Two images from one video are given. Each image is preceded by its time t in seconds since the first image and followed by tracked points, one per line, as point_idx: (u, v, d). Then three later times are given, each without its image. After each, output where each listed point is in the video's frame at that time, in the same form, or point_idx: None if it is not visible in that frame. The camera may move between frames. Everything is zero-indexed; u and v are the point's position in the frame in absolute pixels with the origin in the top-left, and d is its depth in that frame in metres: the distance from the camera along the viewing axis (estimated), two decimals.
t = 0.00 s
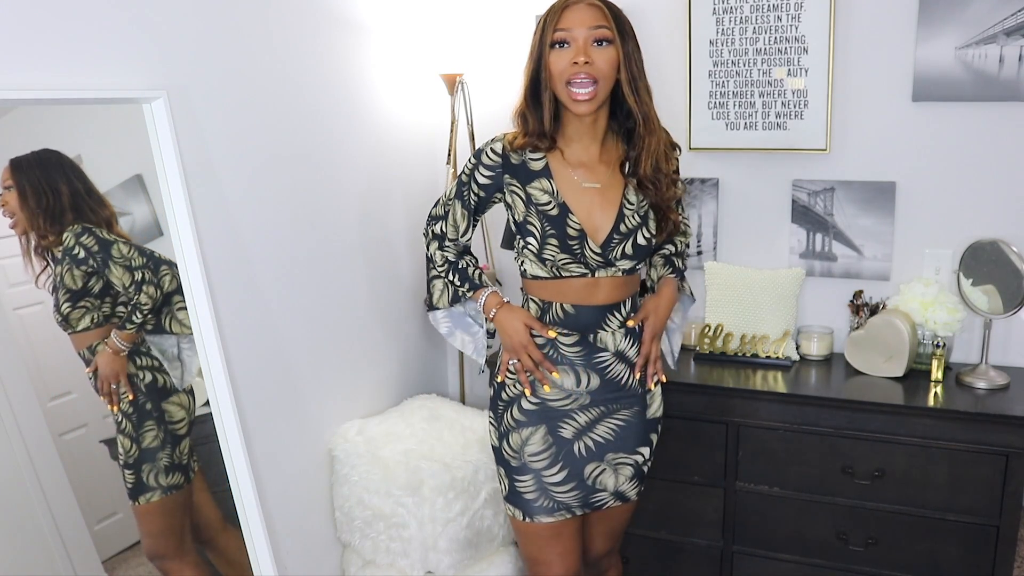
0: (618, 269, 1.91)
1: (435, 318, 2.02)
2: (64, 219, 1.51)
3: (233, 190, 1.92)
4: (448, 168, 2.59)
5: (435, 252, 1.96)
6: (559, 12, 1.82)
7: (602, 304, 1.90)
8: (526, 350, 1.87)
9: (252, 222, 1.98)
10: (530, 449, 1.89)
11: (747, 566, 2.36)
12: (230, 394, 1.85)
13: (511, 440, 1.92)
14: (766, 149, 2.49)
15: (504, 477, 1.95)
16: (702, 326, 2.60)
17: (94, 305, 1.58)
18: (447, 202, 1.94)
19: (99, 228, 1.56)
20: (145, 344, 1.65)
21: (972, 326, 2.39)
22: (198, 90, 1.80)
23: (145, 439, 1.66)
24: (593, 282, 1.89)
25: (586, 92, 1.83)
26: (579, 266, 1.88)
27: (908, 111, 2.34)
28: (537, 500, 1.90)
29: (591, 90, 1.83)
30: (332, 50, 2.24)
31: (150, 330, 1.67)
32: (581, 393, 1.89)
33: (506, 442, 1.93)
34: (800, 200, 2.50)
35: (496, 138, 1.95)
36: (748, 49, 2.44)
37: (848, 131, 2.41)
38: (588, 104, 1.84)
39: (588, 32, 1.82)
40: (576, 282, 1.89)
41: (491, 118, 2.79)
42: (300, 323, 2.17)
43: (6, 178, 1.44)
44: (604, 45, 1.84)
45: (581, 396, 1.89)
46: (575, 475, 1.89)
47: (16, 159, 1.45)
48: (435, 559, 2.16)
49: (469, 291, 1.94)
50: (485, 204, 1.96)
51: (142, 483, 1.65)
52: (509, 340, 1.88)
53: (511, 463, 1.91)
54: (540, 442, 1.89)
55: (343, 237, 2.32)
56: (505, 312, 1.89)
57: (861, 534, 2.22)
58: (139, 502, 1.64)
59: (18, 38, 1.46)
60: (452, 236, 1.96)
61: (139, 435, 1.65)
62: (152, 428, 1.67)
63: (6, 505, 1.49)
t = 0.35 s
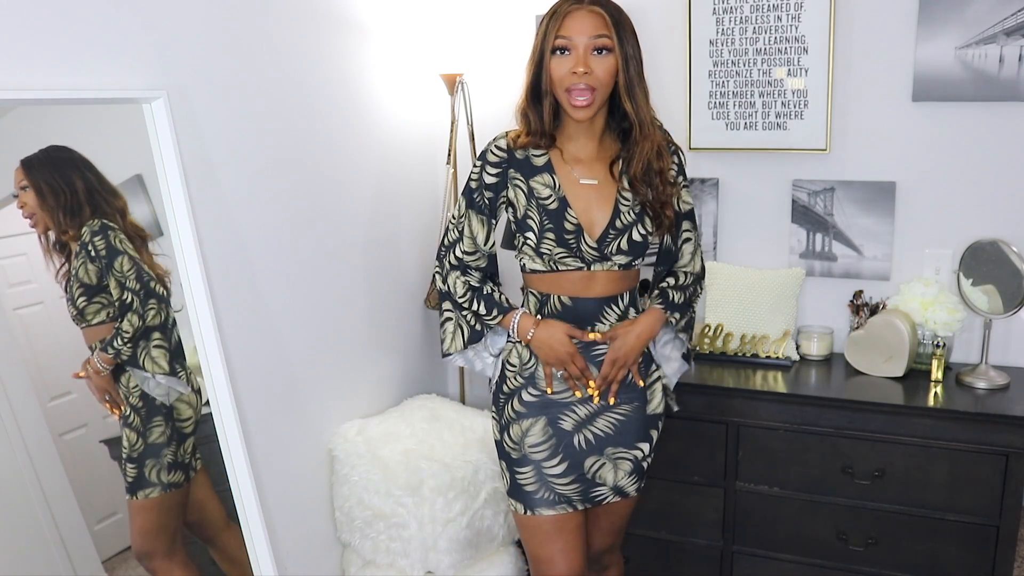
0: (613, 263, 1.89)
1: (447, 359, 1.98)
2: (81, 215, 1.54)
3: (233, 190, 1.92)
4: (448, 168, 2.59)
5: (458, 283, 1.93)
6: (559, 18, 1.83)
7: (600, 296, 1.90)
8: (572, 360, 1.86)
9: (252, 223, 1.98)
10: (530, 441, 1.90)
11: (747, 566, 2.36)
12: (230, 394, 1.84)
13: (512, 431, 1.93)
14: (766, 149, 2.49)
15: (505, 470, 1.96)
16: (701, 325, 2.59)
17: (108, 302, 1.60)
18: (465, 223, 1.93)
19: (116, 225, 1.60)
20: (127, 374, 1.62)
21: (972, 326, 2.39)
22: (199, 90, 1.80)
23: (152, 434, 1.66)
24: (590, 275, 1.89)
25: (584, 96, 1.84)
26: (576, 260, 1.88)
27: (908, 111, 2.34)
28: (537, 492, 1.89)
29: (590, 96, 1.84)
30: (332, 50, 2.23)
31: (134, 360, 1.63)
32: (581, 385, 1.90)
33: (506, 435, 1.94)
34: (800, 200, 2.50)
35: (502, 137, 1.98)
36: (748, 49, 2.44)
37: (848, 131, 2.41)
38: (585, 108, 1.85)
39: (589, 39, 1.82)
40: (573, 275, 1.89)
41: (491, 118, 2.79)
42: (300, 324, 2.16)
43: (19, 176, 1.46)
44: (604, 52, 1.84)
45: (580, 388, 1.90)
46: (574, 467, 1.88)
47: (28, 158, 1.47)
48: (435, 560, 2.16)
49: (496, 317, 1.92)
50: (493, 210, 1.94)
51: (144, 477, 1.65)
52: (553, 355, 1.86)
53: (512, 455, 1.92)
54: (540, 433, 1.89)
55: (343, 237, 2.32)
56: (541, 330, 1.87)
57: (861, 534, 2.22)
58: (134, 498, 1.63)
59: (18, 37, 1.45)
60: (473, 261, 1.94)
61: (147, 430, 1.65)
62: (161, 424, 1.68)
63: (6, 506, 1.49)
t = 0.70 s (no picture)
0: (613, 264, 1.89)
1: (440, 358, 2.00)
2: (90, 213, 1.56)
3: (233, 191, 1.92)
4: (449, 168, 2.60)
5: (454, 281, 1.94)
6: (559, 18, 1.83)
7: (600, 296, 1.90)
8: (568, 358, 1.85)
9: (252, 223, 1.98)
10: (531, 441, 1.90)
11: (747, 566, 2.36)
12: (230, 394, 1.84)
13: (513, 431, 1.94)
14: (766, 149, 2.49)
15: (508, 469, 1.96)
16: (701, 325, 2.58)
17: (115, 301, 1.61)
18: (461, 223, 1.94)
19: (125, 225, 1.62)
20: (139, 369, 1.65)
21: (972, 326, 2.39)
22: (198, 90, 1.80)
23: (156, 434, 1.68)
24: (590, 275, 1.89)
25: (584, 97, 1.84)
26: (576, 260, 1.88)
27: (908, 110, 2.34)
28: (539, 492, 1.90)
29: (590, 96, 1.84)
30: (332, 49, 2.24)
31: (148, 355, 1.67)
32: (581, 385, 1.90)
33: (508, 434, 1.95)
34: (800, 200, 2.50)
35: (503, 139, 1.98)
36: (748, 49, 2.44)
37: (848, 131, 2.41)
38: (585, 108, 1.85)
39: (588, 39, 1.82)
40: (574, 275, 1.89)
41: (491, 118, 2.79)
42: (300, 324, 2.17)
43: (28, 174, 1.47)
44: (603, 52, 1.84)
45: (580, 388, 1.90)
46: (575, 467, 1.88)
47: (37, 156, 1.48)
48: (435, 559, 2.16)
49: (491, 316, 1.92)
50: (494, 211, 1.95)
51: (149, 476, 1.67)
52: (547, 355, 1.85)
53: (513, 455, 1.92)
54: (541, 433, 1.89)
55: (343, 237, 2.32)
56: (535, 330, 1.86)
57: (861, 534, 2.22)
58: (137, 496, 1.64)
59: (17, 37, 1.46)
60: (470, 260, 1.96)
61: (151, 430, 1.67)
62: (164, 424, 1.70)
63: (7, 504, 1.49)
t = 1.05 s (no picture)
0: (612, 270, 1.89)
1: (445, 369, 2.00)
2: (95, 218, 1.55)
3: (234, 190, 1.92)
4: (449, 168, 2.60)
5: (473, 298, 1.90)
6: (563, 22, 1.84)
7: (599, 302, 1.90)
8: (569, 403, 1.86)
9: (252, 223, 1.98)
10: (532, 444, 1.90)
11: (747, 566, 2.36)
12: (230, 394, 1.83)
13: (513, 435, 1.94)
14: (766, 149, 2.49)
15: (509, 472, 1.97)
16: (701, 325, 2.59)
17: (120, 305, 1.61)
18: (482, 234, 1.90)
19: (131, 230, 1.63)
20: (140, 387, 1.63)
21: (972, 326, 2.39)
22: (199, 90, 1.80)
23: (164, 437, 1.68)
24: (589, 281, 1.89)
25: (591, 100, 1.84)
26: (573, 266, 1.88)
27: (908, 110, 2.34)
28: (539, 495, 1.90)
29: (596, 100, 1.85)
30: (333, 49, 2.23)
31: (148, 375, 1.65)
32: (580, 390, 1.89)
33: (509, 437, 1.95)
34: (800, 200, 2.50)
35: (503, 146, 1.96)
36: (748, 49, 2.44)
37: (848, 131, 2.41)
38: (592, 113, 1.86)
39: (594, 43, 1.84)
40: (572, 281, 1.89)
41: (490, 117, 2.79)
42: (300, 324, 2.16)
43: (35, 177, 1.48)
44: (607, 55, 1.86)
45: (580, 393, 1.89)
46: (576, 471, 1.88)
47: (45, 158, 1.49)
48: (435, 559, 2.16)
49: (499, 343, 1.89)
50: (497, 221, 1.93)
51: (156, 479, 1.67)
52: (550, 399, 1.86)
53: (514, 458, 1.92)
54: (541, 437, 1.90)
55: (343, 237, 2.32)
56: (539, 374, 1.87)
57: (861, 534, 2.22)
58: (139, 501, 1.64)
59: (16, 36, 1.45)
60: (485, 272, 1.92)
61: (160, 431, 1.67)
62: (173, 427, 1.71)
63: (7, 504, 1.49)
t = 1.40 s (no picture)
0: (608, 272, 1.89)
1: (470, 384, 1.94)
2: (98, 219, 1.56)
3: (234, 191, 1.92)
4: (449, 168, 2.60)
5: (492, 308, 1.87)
6: (566, 25, 1.84)
7: (597, 304, 1.90)
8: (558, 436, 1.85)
9: (252, 223, 1.98)
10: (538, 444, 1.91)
11: (747, 566, 2.36)
12: (230, 394, 1.83)
13: (519, 436, 1.94)
14: (766, 149, 2.49)
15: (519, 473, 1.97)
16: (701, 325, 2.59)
17: (125, 308, 1.61)
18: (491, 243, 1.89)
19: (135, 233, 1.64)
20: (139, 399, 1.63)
21: (972, 326, 2.39)
22: (199, 90, 1.80)
23: (170, 438, 1.69)
24: (587, 283, 1.89)
25: (591, 103, 1.84)
26: (571, 269, 1.88)
27: (908, 110, 2.34)
28: (550, 495, 1.90)
29: (596, 103, 1.84)
30: (333, 49, 2.23)
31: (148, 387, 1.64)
32: (583, 390, 1.90)
33: (516, 438, 1.95)
34: (800, 200, 2.50)
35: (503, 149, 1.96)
36: (748, 49, 2.44)
37: (848, 131, 2.41)
38: (592, 117, 1.85)
39: (595, 47, 1.83)
40: (571, 283, 1.89)
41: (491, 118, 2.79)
42: (300, 324, 2.16)
43: (38, 178, 1.48)
44: (608, 59, 1.85)
45: (583, 393, 1.90)
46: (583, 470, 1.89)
47: (48, 160, 1.49)
48: (435, 559, 2.16)
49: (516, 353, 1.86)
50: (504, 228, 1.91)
51: (161, 480, 1.68)
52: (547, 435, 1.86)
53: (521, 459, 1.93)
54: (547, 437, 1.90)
55: (343, 237, 2.32)
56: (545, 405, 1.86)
57: (861, 534, 2.22)
58: (139, 500, 1.64)
59: (16, 35, 1.45)
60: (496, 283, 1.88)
61: (167, 433, 1.68)
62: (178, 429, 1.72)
63: (7, 505, 1.49)
